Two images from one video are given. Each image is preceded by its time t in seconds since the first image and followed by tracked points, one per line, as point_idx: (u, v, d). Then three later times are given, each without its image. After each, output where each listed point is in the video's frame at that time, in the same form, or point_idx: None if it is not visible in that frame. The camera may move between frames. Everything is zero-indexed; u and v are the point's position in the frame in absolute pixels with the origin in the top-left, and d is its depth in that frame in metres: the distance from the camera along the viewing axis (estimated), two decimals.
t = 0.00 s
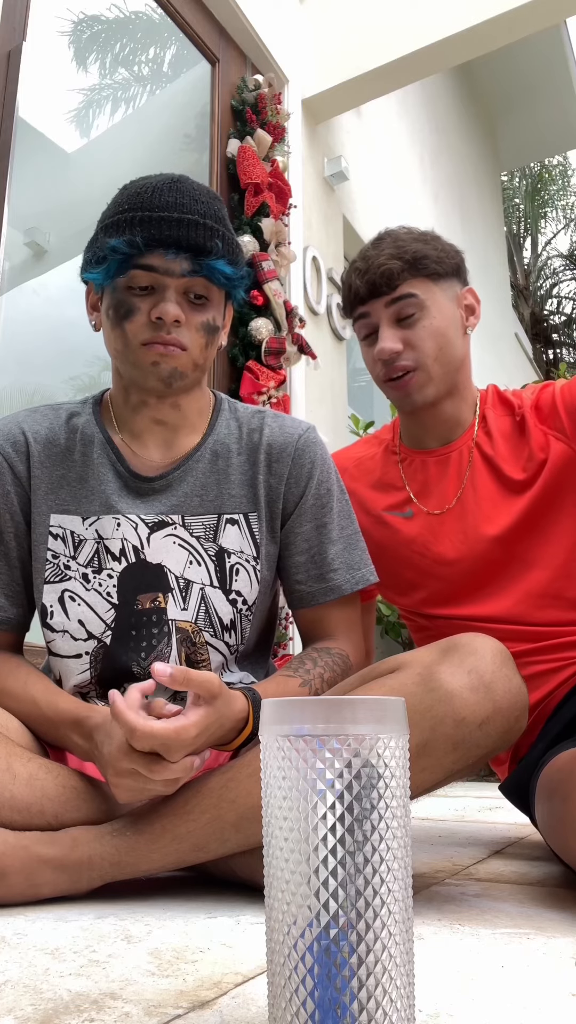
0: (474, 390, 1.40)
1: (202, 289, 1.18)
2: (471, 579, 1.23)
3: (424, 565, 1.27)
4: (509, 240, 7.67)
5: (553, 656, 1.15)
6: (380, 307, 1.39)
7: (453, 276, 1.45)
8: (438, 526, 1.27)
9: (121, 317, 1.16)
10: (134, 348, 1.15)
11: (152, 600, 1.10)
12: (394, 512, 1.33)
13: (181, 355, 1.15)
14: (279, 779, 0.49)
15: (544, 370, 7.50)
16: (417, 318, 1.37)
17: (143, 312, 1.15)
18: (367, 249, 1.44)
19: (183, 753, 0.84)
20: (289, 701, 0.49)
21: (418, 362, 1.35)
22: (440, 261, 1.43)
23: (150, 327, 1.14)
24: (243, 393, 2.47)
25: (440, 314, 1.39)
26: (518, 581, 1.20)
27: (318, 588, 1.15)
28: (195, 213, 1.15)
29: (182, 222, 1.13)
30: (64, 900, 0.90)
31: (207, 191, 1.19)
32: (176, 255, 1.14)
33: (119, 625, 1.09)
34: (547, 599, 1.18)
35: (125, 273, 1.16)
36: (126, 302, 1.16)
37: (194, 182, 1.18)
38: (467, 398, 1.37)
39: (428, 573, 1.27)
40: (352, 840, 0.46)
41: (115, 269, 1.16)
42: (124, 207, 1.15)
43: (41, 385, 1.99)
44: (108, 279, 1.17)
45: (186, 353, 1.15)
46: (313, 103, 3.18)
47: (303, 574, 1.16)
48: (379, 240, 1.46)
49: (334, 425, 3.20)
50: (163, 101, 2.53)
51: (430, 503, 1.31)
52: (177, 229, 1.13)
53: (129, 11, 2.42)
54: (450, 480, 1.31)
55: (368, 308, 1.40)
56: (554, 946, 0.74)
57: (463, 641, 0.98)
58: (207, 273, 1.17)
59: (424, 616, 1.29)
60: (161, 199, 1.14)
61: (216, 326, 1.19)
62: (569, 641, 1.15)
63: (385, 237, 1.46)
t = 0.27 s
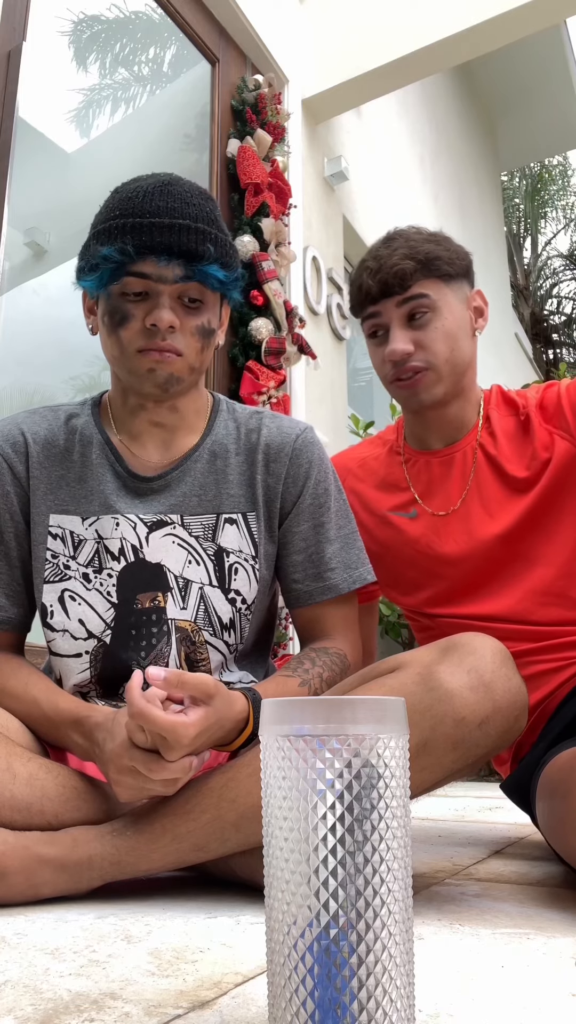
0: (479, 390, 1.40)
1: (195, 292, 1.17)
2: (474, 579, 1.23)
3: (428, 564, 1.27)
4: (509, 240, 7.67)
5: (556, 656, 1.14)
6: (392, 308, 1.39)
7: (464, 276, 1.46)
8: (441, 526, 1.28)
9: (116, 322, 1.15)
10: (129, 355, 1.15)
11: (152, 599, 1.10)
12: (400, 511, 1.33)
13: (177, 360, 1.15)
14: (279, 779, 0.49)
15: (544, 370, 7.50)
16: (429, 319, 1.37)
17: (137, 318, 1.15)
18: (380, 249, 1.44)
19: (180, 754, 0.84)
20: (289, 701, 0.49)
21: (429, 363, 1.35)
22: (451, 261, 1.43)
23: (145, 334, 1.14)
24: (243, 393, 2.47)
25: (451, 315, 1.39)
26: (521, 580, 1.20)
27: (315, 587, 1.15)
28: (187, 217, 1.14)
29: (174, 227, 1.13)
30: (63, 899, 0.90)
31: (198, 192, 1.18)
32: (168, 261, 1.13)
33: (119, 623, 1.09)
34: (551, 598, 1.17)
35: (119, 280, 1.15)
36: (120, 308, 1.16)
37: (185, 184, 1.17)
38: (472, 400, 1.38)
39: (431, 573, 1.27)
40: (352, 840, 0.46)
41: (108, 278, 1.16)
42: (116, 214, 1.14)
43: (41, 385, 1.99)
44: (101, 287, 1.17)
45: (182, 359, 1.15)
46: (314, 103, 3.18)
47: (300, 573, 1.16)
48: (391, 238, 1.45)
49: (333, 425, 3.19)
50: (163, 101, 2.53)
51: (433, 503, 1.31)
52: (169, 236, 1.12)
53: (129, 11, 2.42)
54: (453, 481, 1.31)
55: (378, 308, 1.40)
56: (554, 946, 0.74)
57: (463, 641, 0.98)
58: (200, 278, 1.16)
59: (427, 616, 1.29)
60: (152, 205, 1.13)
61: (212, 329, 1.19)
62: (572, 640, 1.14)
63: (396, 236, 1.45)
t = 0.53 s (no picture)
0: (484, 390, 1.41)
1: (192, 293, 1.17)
2: (476, 579, 1.24)
3: (429, 565, 1.27)
4: (509, 240, 7.67)
5: (558, 656, 1.14)
6: (409, 314, 1.38)
7: (483, 283, 1.45)
8: (443, 526, 1.28)
9: (114, 325, 1.15)
10: (127, 356, 1.15)
11: (151, 600, 1.10)
12: (403, 512, 1.33)
13: (175, 362, 1.15)
14: (279, 779, 0.49)
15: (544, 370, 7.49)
16: (446, 327, 1.37)
17: (135, 320, 1.15)
18: (401, 250, 1.43)
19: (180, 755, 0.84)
20: (288, 702, 0.49)
21: (445, 372, 1.35)
22: (471, 269, 1.42)
23: (142, 335, 1.14)
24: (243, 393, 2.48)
25: (469, 323, 1.38)
26: (523, 580, 1.20)
27: (314, 586, 1.15)
28: (184, 218, 1.14)
29: (171, 228, 1.12)
30: (64, 899, 0.90)
31: (196, 192, 1.18)
32: (165, 262, 1.13)
33: (118, 623, 1.09)
34: (552, 598, 1.17)
35: (117, 281, 1.15)
36: (118, 310, 1.16)
37: (182, 183, 1.17)
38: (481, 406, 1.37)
39: (433, 574, 1.27)
40: (352, 840, 0.46)
41: (105, 279, 1.15)
42: (113, 215, 1.14)
43: (41, 385, 1.99)
44: (99, 289, 1.17)
45: (180, 360, 1.15)
46: (314, 103, 3.18)
47: (299, 573, 1.16)
48: (412, 240, 1.44)
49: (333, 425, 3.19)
50: (163, 101, 2.53)
51: (435, 504, 1.31)
52: (166, 237, 1.12)
53: (129, 11, 2.42)
54: (454, 481, 1.31)
55: (395, 312, 1.39)
56: (554, 946, 0.74)
57: (463, 641, 0.98)
58: (198, 279, 1.16)
59: (428, 617, 1.29)
60: (150, 206, 1.13)
61: (209, 330, 1.19)
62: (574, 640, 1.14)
63: (418, 237, 1.44)
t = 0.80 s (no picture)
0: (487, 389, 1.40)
1: (193, 292, 1.17)
2: (479, 579, 1.24)
3: (433, 565, 1.27)
4: (509, 240, 7.67)
5: (561, 655, 1.14)
6: (407, 314, 1.38)
7: (484, 283, 1.44)
8: (445, 525, 1.28)
9: (114, 326, 1.15)
10: (128, 357, 1.15)
11: (151, 600, 1.10)
12: (405, 512, 1.33)
13: (175, 363, 1.15)
14: (279, 780, 0.49)
15: (544, 370, 7.49)
16: (444, 327, 1.36)
17: (135, 320, 1.15)
18: (401, 250, 1.43)
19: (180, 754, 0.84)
20: (289, 702, 0.49)
21: (442, 371, 1.35)
22: (471, 269, 1.41)
23: (142, 336, 1.14)
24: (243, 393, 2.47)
25: (468, 323, 1.38)
26: (525, 580, 1.20)
27: (314, 586, 1.15)
28: (185, 218, 1.14)
29: (171, 230, 1.12)
30: (63, 899, 0.90)
31: (197, 192, 1.18)
32: (165, 263, 1.13)
33: (118, 624, 1.09)
34: (555, 598, 1.17)
35: (117, 281, 1.15)
36: (118, 310, 1.16)
37: (183, 184, 1.17)
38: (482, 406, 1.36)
39: (437, 574, 1.27)
40: (352, 840, 0.46)
41: (106, 279, 1.15)
42: (114, 215, 1.14)
43: (41, 385, 1.99)
44: (100, 289, 1.17)
45: (180, 360, 1.15)
46: (314, 102, 3.18)
47: (299, 573, 1.16)
48: (413, 240, 1.43)
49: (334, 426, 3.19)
50: (163, 101, 2.53)
51: (437, 504, 1.31)
52: (167, 238, 1.12)
53: (129, 11, 2.42)
54: (457, 481, 1.31)
55: (393, 311, 1.39)
56: (554, 946, 0.74)
57: (463, 641, 0.98)
58: (198, 280, 1.16)
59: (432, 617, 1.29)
60: (150, 207, 1.13)
61: (209, 331, 1.19)
62: None
63: (418, 237, 1.44)
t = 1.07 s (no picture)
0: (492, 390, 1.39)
1: (196, 291, 1.17)
2: (484, 579, 1.24)
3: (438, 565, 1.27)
4: (509, 240, 7.67)
5: (566, 655, 1.14)
6: (400, 309, 1.39)
7: (479, 280, 1.44)
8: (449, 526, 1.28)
9: (117, 327, 1.15)
10: (130, 358, 1.15)
11: (152, 601, 1.10)
12: (409, 513, 1.34)
13: (177, 364, 1.15)
14: (279, 779, 0.49)
15: (544, 370, 7.49)
16: (437, 322, 1.37)
17: (138, 321, 1.15)
18: (396, 249, 1.44)
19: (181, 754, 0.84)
20: (289, 702, 0.49)
21: (437, 366, 1.35)
22: (465, 265, 1.42)
23: (145, 337, 1.14)
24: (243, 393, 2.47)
25: (461, 318, 1.38)
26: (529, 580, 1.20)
27: (315, 587, 1.15)
28: (188, 219, 1.14)
29: (174, 231, 1.12)
30: (63, 900, 0.90)
31: (198, 192, 1.18)
32: (168, 264, 1.13)
33: (119, 624, 1.09)
34: (559, 598, 1.17)
35: (120, 282, 1.15)
36: (120, 311, 1.15)
37: (185, 184, 1.17)
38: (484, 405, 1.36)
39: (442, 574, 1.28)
40: (353, 840, 0.46)
41: (108, 280, 1.15)
42: (116, 216, 1.14)
43: (40, 385, 1.99)
44: (102, 290, 1.17)
45: (183, 361, 1.15)
46: (314, 103, 3.18)
47: (301, 574, 1.16)
48: (408, 239, 1.44)
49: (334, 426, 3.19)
50: (163, 101, 2.53)
51: (442, 504, 1.31)
52: (169, 238, 1.12)
53: (129, 11, 2.42)
54: (461, 481, 1.32)
55: (388, 308, 1.40)
56: (554, 946, 0.74)
57: (463, 641, 0.98)
58: (201, 282, 1.16)
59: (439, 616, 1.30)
60: (153, 208, 1.13)
61: (213, 331, 1.19)
62: None
63: (412, 235, 1.45)
